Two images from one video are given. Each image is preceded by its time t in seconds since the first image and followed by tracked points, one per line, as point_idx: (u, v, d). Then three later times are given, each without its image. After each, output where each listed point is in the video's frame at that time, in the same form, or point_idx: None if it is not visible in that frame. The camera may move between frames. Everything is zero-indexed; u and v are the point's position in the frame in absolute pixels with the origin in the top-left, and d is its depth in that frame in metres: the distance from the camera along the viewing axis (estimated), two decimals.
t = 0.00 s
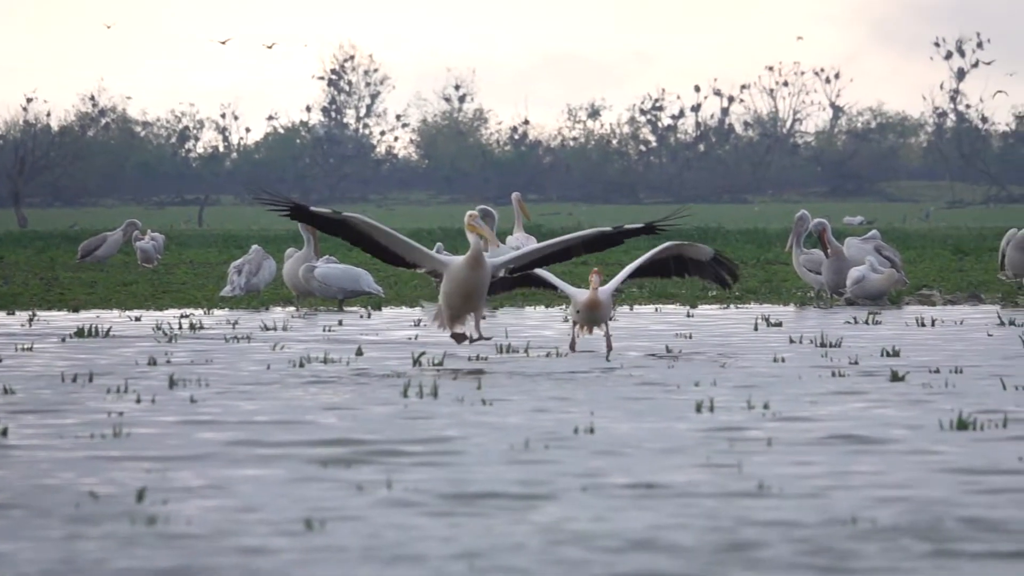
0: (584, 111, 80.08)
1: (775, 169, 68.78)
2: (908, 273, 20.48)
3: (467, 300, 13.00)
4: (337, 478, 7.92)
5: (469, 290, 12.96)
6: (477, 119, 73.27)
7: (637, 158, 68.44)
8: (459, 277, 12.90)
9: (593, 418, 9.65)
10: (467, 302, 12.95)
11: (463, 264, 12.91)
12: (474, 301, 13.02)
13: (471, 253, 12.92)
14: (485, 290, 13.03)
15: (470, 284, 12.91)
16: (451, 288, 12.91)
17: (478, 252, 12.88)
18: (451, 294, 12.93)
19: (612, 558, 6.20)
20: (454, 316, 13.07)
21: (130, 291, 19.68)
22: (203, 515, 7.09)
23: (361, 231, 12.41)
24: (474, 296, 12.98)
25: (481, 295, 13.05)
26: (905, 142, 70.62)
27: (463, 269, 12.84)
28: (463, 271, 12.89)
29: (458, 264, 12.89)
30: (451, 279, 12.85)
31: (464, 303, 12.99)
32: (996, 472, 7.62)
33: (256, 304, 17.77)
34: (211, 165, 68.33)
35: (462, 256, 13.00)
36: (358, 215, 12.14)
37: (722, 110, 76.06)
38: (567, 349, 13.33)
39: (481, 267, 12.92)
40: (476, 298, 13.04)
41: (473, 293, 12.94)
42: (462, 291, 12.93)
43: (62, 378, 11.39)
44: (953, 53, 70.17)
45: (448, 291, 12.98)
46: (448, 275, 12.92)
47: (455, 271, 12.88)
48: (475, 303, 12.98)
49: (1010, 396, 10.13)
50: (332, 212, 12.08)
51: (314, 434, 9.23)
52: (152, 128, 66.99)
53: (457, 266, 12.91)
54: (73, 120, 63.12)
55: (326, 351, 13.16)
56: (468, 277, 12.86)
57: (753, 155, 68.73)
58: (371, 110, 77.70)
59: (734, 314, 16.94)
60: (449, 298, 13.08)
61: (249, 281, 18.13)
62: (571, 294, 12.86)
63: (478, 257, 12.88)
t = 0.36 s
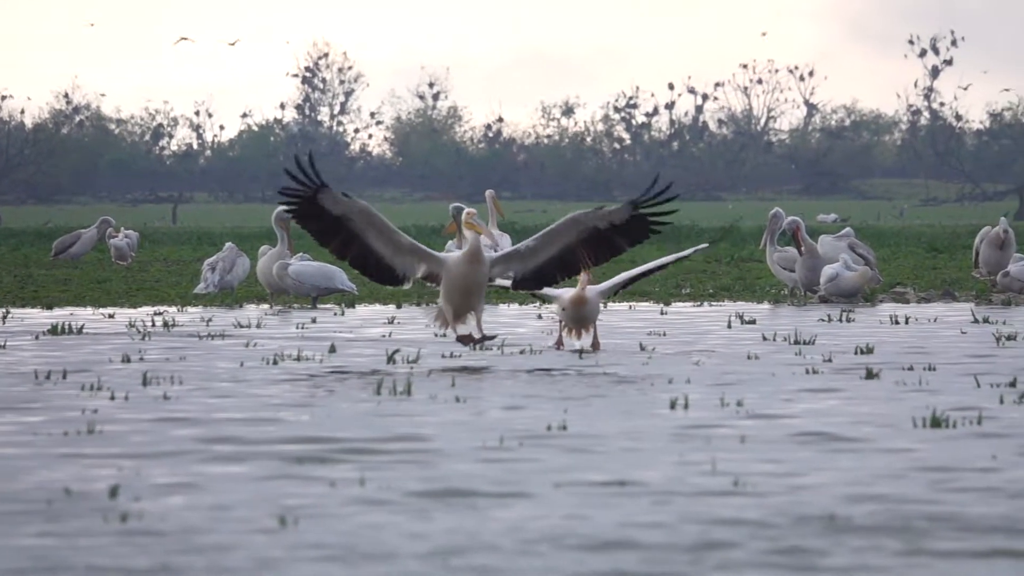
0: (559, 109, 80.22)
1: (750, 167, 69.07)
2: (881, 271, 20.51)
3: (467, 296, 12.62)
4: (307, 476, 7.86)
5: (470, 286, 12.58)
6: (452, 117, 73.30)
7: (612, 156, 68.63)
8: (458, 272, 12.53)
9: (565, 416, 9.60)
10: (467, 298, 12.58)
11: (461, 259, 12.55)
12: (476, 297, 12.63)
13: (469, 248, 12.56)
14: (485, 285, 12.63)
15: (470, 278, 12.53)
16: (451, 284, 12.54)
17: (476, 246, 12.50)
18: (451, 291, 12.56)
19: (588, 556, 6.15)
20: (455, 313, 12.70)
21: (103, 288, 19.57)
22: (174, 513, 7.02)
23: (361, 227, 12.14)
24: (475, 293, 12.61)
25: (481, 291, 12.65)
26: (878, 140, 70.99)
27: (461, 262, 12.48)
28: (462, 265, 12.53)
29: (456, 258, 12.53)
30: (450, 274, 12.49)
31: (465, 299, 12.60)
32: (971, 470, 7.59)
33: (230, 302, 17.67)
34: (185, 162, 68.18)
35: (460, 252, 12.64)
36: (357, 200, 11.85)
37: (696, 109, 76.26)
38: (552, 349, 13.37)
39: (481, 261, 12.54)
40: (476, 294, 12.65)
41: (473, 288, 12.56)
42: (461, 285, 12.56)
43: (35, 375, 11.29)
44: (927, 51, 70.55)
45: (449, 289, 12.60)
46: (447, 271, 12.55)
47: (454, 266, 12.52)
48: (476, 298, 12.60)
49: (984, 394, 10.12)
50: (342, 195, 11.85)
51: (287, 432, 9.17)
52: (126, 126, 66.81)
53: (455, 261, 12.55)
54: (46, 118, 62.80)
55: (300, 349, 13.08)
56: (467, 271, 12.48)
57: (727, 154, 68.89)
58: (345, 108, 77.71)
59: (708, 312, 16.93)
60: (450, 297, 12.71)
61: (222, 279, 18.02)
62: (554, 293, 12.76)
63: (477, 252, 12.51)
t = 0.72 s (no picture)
0: (533, 102, 80.01)
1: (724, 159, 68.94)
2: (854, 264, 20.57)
3: (468, 289, 12.46)
4: (279, 468, 7.84)
5: (470, 279, 12.41)
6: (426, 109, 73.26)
7: (586, 149, 68.30)
8: (460, 265, 12.36)
9: (539, 408, 9.60)
10: (468, 292, 12.40)
11: (461, 252, 12.37)
12: (476, 291, 12.48)
13: (470, 239, 12.38)
14: (486, 278, 12.46)
15: (469, 271, 12.35)
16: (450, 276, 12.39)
17: (475, 238, 12.31)
18: (452, 285, 12.39)
19: (562, 547, 6.15)
20: (457, 308, 12.56)
21: (76, 280, 19.48)
22: (148, 504, 7.00)
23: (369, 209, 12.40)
24: (475, 286, 12.43)
25: (481, 283, 12.48)
26: (852, 133, 71.01)
27: (460, 256, 12.31)
28: (461, 258, 12.35)
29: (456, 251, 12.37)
30: (449, 266, 12.33)
31: (464, 292, 12.44)
32: (943, 462, 7.62)
33: (203, 293, 17.61)
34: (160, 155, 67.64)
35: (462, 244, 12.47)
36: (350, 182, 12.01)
37: (670, 100, 76.18)
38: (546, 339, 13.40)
39: (479, 253, 12.36)
40: (477, 287, 12.49)
41: (473, 282, 12.39)
42: (461, 279, 12.39)
43: (9, 367, 11.24)
44: (902, 43, 70.53)
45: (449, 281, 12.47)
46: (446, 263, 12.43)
47: (453, 258, 12.37)
48: (476, 292, 12.43)
49: (956, 387, 10.15)
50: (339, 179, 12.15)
51: (258, 424, 9.16)
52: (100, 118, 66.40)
53: (456, 254, 12.38)
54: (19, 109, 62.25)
55: (273, 341, 13.05)
56: (466, 264, 12.31)
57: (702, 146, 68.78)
58: (319, 100, 77.43)
59: (682, 304, 16.95)
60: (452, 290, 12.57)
61: (195, 271, 17.95)
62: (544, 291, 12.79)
63: (475, 244, 12.32)
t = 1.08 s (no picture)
0: (511, 98, 80.03)
1: (703, 155, 69.09)
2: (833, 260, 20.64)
3: (473, 286, 12.16)
4: (257, 464, 7.79)
5: (476, 277, 12.10)
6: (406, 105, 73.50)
7: (565, 144, 68.54)
8: (467, 264, 12.05)
9: (519, 405, 9.57)
10: (472, 290, 12.09)
11: (466, 249, 12.07)
12: (480, 288, 12.17)
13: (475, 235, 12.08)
14: (491, 275, 12.13)
15: (474, 268, 12.03)
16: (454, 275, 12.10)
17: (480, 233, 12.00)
18: (456, 283, 12.10)
19: (543, 545, 6.11)
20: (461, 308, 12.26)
21: (55, 276, 19.44)
22: (126, 500, 6.96)
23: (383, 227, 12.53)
24: (479, 284, 12.13)
25: (486, 280, 12.17)
26: (831, 129, 71.42)
27: (465, 253, 12.01)
28: (466, 254, 12.04)
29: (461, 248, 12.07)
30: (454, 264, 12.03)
31: (469, 290, 12.14)
32: (924, 459, 7.61)
33: (183, 289, 17.56)
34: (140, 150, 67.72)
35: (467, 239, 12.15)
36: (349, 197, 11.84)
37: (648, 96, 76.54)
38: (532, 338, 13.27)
39: (484, 250, 12.04)
40: (482, 283, 12.18)
41: (478, 278, 12.08)
42: (466, 275, 12.07)
43: None
44: (881, 39, 70.71)
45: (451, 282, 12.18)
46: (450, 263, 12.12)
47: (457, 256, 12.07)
48: (481, 290, 12.13)
49: (934, 383, 10.15)
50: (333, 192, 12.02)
51: (237, 419, 9.12)
52: (80, 114, 66.46)
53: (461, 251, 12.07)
54: None
55: (252, 336, 13.01)
56: (471, 260, 12.00)
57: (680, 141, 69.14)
58: (298, 96, 77.62)
59: (662, 300, 16.99)
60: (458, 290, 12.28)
61: (175, 266, 17.91)
62: (535, 284, 12.75)
63: (480, 238, 12.00)
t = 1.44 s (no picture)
0: (486, 95, 79.84)
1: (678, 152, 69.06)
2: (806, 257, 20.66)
3: (474, 292, 11.67)
4: (229, 461, 7.75)
5: (477, 283, 11.63)
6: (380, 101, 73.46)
7: (538, 141, 68.33)
8: (468, 270, 11.57)
9: (492, 401, 9.57)
10: (473, 297, 11.62)
11: (465, 253, 11.58)
12: (482, 295, 11.70)
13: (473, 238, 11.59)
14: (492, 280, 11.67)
15: (476, 273, 11.56)
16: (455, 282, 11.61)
17: (478, 234, 11.53)
18: (457, 289, 11.60)
19: (516, 542, 6.09)
20: (461, 315, 11.79)
21: (30, 273, 19.37)
22: (99, 496, 6.94)
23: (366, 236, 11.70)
24: (479, 292, 11.64)
25: (488, 285, 11.69)
26: (806, 126, 71.44)
27: (465, 257, 11.52)
28: (466, 259, 11.56)
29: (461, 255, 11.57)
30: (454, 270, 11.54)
31: (471, 296, 11.66)
32: (897, 456, 7.62)
33: (157, 286, 17.51)
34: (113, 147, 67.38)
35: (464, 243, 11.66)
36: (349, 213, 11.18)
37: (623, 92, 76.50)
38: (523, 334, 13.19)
39: (484, 253, 11.57)
40: (483, 289, 11.70)
41: (480, 282, 11.60)
42: (467, 282, 11.59)
43: None
44: (855, 37, 70.76)
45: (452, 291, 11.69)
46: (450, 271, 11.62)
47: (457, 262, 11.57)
48: (483, 296, 11.67)
49: (907, 380, 10.17)
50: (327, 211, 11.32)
51: (212, 416, 9.11)
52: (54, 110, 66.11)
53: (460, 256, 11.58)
54: None
55: (226, 333, 12.97)
56: (472, 265, 11.52)
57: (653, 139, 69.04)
58: (272, 92, 77.44)
59: (637, 297, 16.97)
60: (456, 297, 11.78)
61: (149, 263, 17.87)
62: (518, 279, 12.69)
63: (479, 241, 11.53)
